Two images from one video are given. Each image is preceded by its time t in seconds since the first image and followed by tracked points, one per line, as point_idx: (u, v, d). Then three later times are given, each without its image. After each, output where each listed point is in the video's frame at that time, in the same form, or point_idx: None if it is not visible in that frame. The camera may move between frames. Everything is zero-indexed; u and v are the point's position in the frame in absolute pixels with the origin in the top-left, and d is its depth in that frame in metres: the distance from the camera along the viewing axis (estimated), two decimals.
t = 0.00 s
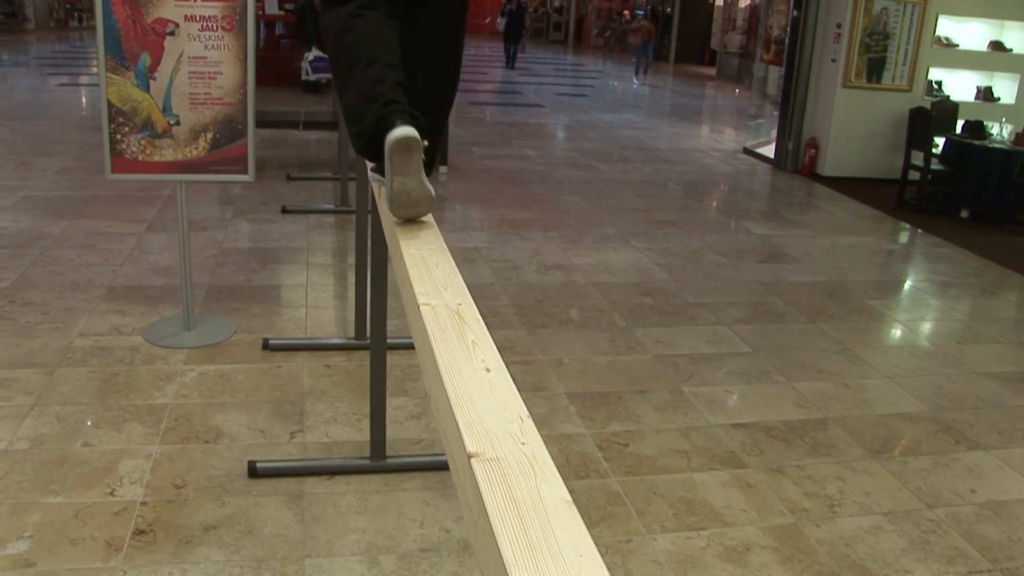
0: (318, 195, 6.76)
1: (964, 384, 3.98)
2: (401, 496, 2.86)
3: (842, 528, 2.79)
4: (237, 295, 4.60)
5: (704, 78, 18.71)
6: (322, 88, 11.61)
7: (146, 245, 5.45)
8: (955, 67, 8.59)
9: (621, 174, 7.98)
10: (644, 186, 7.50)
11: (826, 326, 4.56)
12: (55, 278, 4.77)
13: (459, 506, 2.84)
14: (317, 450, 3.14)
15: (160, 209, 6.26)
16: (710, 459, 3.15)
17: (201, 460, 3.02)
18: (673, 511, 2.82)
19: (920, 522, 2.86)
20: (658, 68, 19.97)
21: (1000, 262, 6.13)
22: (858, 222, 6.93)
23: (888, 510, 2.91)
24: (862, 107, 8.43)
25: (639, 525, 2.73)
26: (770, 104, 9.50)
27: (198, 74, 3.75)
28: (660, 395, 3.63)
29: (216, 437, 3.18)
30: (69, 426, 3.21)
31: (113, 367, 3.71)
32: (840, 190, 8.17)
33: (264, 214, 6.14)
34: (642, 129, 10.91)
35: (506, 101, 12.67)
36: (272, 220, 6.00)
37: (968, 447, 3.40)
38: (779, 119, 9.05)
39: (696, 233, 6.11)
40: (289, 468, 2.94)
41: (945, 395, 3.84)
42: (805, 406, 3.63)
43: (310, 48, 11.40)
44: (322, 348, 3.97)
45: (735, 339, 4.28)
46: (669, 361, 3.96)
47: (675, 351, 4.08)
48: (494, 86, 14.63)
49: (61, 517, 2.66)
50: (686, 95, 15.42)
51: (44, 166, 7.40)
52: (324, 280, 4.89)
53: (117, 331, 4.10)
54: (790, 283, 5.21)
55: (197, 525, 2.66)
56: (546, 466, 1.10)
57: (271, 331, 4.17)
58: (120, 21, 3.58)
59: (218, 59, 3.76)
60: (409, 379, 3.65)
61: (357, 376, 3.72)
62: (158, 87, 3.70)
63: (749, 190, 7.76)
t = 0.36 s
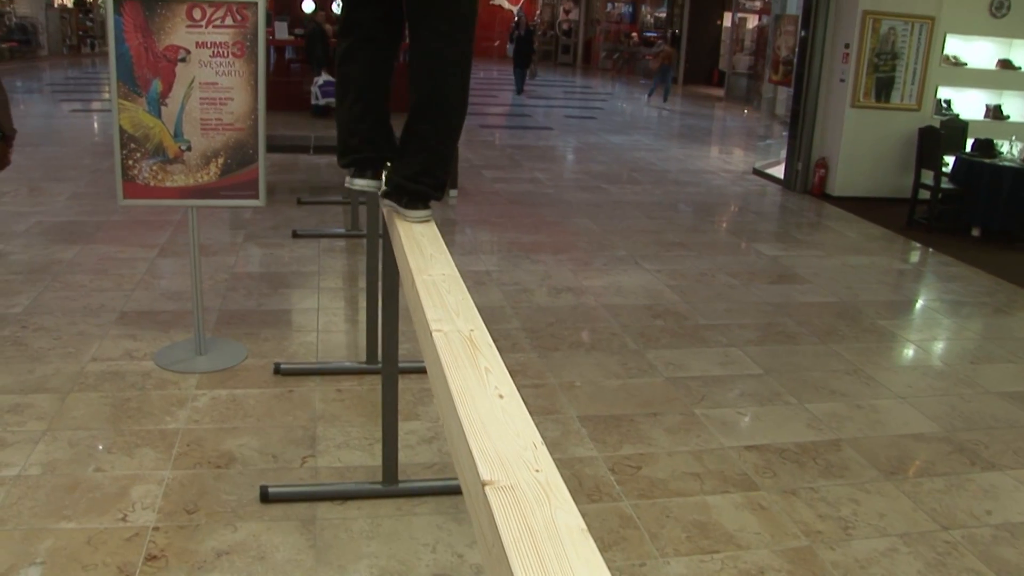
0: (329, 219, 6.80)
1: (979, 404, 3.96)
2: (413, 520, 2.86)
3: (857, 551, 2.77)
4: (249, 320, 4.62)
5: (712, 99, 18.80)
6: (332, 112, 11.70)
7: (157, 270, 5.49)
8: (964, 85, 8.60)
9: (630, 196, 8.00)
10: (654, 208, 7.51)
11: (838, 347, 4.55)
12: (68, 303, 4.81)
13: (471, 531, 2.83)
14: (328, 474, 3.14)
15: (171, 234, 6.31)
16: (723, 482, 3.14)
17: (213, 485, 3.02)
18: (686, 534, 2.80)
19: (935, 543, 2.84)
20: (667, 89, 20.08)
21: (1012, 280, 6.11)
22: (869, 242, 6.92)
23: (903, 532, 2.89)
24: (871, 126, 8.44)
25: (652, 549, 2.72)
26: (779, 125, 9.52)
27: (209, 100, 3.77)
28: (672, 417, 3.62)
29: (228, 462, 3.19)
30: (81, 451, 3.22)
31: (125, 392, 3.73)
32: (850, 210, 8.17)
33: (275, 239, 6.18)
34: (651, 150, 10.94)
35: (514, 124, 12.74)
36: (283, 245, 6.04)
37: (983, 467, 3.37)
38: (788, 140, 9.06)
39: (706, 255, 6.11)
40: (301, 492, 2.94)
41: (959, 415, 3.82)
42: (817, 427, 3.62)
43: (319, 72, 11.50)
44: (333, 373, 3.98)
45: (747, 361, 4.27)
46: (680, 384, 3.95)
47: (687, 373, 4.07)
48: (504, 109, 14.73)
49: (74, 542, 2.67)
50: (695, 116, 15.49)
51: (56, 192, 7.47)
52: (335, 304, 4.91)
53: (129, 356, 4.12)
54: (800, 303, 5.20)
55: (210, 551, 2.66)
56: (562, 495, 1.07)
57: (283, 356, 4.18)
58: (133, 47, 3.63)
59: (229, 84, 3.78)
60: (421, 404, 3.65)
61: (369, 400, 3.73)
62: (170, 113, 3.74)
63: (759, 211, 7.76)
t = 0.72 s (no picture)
0: (340, 241, 6.83)
1: (993, 423, 3.93)
2: (424, 543, 2.85)
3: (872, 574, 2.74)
4: (260, 341, 4.64)
5: (721, 119, 18.86)
6: (342, 134, 11.78)
7: (169, 291, 5.52)
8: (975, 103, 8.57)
9: (640, 216, 8.00)
10: (664, 229, 7.52)
11: (850, 367, 4.53)
12: (79, 324, 4.83)
13: (483, 553, 2.82)
14: (339, 496, 3.14)
15: (182, 256, 6.34)
16: (735, 504, 3.11)
17: (224, 508, 3.02)
18: (698, 557, 2.78)
19: (951, 565, 2.81)
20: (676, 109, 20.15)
21: None
22: (880, 261, 6.91)
23: (918, 555, 2.86)
24: (881, 145, 8.44)
25: (665, 571, 2.70)
26: (788, 144, 9.53)
27: (220, 123, 3.80)
28: (683, 439, 3.60)
29: (239, 485, 3.19)
30: (93, 473, 3.23)
31: (136, 414, 3.74)
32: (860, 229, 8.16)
33: (285, 260, 6.21)
34: (661, 171, 10.96)
35: (524, 145, 12.80)
36: (294, 266, 6.06)
37: (998, 488, 3.34)
38: (798, 159, 9.06)
39: (717, 275, 6.10)
40: (312, 515, 2.94)
41: (973, 436, 3.79)
42: (830, 449, 3.59)
43: (330, 94, 11.58)
44: (344, 395, 3.98)
45: (758, 382, 4.25)
46: (691, 405, 3.93)
47: (698, 395, 4.06)
48: (514, 130, 14.80)
49: (84, 564, 2.67)
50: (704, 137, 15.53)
51: (69, 213, 7.53)
52: (345, 326, 4.92)
53: (140, 378, 4.14)
54: (811, 324, 5.18)
55: (220, 573, 2.65)
56: (574, 521, 1.05)
57: (294, 377, 4.19)
58: (145, 70, 3.67)
59: (240, 107, 3.81)
60: (431, 426, 3.65)
61: (379, 422, 3.73)
62: (181, 135, 3.78)
63: (770, 231, 7.76)
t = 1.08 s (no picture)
0: (347, 271, 6.86)
1: (1003, 454, 3.90)
2: None
3: None
4: (267, 372, 4.64)
5: (727, 148, 18.95)
6: (350, 164, 11.87)
7: (176, 320, 5.54)
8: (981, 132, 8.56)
9: (646, 246, 8.02)
10: (671, 258, 7.53)
11: (858, 397, 4.51)
12: (87, 353, 4.85)
13: None
14: (346, 528, 3.13)
15: (190, 285, 6.38)
16: (744, 535, 3.09)
17: (230, 539, 3.01)
18: None
19: None
20: (683, 138, 20.27)
21: None
22: (888, 290, 6.90)
23: None
24: (888, 175, 8.47)
25: None
26: (795, 174, 9.56)
27: (229, 154, 3.83)
28: (692, 470, 3.59)
29: (245, 515, 3.18)
30: (99, 503, 3.23)
31: (143, 444, 3.74)
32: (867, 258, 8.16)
33: (293, 290, 6.24)
34: (667, 200, 11.00)
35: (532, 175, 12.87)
36: (302, 296, 6.08)
37: (1010, 520, 3.31)
38: (805, 189, 9.10)
39: (724, 305, 6.10)
40: (318, 546, 2.93)
41: (983, 467, 3.76)
42: (839, 480, 3.57)
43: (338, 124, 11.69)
44: (351, 426, 3.97)
45: (767, 413, 4.23)
46: (699, 436, 3.92)
47: (707, 426, 4.04)
48: (521, 160, 14.88)
49: None
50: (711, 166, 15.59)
51: (78, 241, 7.59)
52: (352, 356, 4.92)
53: (147, 408, 4.14)
54: (820, 354, 5.17)
55: None
56: (581, 552, 1.04)
57: (301, 408, 4.19)
58: (154, 102, 3.73)
59: (248, 138, 3.83)
60: (439, 457, 3.64)
61: (387, 454, 3.72)
62: (190, 166, 3.81)
63: (777, 260, 7.76)
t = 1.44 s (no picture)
0: (354, 299, 6.87)
1: (1014, 478, 3.88)
2: None
3: None
4: (274, 401, 4.64)
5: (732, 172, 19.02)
6: (356, 192, 11.94)
7: (183, 349, 5.56)
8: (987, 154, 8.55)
9: (652, 272, 8.03)
10: (678, 284, 7.54)
11: (867, 422, 4.49)
12: (94, 382, 4.87)
13: None
14: (354, 557, 3.12)
15: (197, 314, 6.40)
16: (753, 562, 3.07)
17: (236, 569, 3.01)
18: None
19: None
20: (688, 163, 20.35)
21: None
22: (894, 314, 6.89)
23: None
24: (893, 198, 8.49)
25: None
26: (800, 199, 9.58)
27: (236, 184, 3.87)
28: (700, 497, 3.57)
29: (252, 545, 3.17)
30: (106, 533, 3.23)
31: (151, 473, 3.74)
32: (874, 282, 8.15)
33: (300, 318, 6.26)
34: (673, 226, 11.02)
35: (537, 202, 12.91)
36: (309, 324, 6.10)
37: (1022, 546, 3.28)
38: (810, 213, 9.11)
39: (731, 331, 6.10)
40: None
41: (994, 491, 3.74)
42: (849, 506, 3.54)
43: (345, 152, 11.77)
44: (359, 454, 3.97)
45: (775, 439, 4.21)
46: (707, 462, 3.91)
47: (715, 452, 4.02)
48: (527, 186, 14.94)
49: None
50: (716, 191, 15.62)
51: (86, 271, 7.64)
52: (359, 385, 4.93)
53: (154, 437, 4.14)
54: (827, 378, 5.16)
55: None
56: None
57: (308, 437, 4.19)
58: (161, 132, 3.76)
59: (255, 167, 3.87)
60: (446, 485, 3.63)
61: (394, 483, 3.71)
62: (197, 196, 3.85)
63: (783, 285, 7.77)
